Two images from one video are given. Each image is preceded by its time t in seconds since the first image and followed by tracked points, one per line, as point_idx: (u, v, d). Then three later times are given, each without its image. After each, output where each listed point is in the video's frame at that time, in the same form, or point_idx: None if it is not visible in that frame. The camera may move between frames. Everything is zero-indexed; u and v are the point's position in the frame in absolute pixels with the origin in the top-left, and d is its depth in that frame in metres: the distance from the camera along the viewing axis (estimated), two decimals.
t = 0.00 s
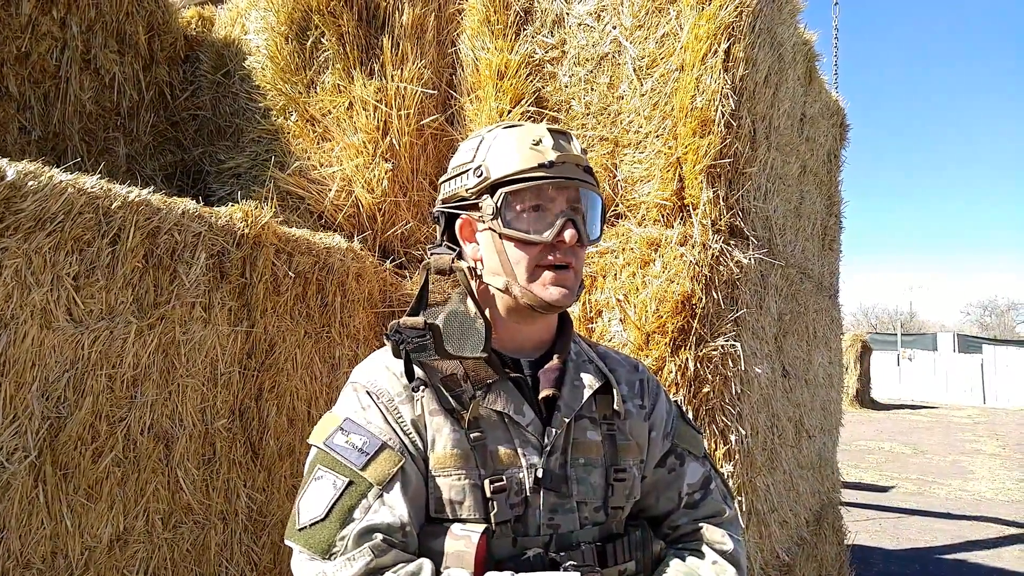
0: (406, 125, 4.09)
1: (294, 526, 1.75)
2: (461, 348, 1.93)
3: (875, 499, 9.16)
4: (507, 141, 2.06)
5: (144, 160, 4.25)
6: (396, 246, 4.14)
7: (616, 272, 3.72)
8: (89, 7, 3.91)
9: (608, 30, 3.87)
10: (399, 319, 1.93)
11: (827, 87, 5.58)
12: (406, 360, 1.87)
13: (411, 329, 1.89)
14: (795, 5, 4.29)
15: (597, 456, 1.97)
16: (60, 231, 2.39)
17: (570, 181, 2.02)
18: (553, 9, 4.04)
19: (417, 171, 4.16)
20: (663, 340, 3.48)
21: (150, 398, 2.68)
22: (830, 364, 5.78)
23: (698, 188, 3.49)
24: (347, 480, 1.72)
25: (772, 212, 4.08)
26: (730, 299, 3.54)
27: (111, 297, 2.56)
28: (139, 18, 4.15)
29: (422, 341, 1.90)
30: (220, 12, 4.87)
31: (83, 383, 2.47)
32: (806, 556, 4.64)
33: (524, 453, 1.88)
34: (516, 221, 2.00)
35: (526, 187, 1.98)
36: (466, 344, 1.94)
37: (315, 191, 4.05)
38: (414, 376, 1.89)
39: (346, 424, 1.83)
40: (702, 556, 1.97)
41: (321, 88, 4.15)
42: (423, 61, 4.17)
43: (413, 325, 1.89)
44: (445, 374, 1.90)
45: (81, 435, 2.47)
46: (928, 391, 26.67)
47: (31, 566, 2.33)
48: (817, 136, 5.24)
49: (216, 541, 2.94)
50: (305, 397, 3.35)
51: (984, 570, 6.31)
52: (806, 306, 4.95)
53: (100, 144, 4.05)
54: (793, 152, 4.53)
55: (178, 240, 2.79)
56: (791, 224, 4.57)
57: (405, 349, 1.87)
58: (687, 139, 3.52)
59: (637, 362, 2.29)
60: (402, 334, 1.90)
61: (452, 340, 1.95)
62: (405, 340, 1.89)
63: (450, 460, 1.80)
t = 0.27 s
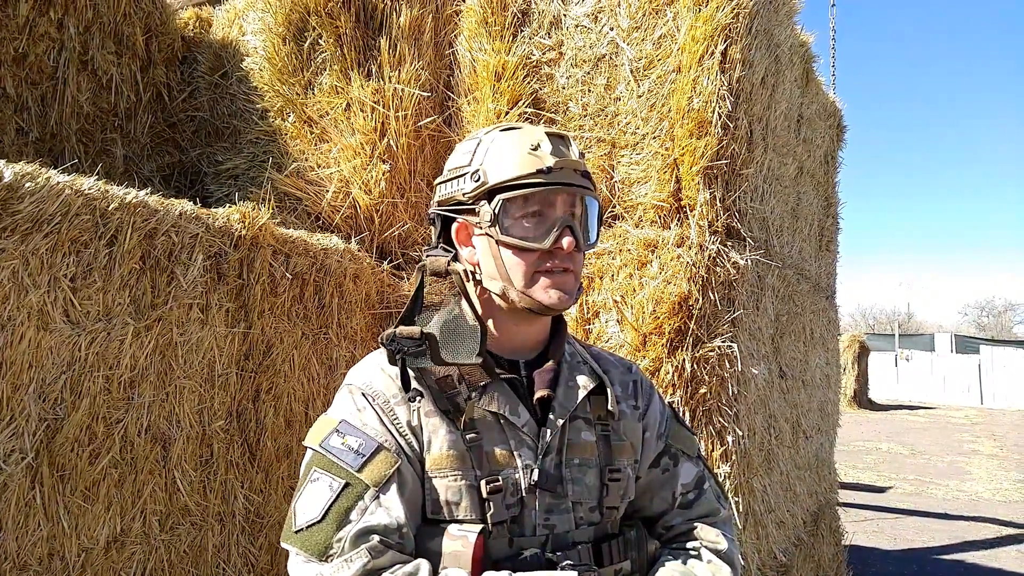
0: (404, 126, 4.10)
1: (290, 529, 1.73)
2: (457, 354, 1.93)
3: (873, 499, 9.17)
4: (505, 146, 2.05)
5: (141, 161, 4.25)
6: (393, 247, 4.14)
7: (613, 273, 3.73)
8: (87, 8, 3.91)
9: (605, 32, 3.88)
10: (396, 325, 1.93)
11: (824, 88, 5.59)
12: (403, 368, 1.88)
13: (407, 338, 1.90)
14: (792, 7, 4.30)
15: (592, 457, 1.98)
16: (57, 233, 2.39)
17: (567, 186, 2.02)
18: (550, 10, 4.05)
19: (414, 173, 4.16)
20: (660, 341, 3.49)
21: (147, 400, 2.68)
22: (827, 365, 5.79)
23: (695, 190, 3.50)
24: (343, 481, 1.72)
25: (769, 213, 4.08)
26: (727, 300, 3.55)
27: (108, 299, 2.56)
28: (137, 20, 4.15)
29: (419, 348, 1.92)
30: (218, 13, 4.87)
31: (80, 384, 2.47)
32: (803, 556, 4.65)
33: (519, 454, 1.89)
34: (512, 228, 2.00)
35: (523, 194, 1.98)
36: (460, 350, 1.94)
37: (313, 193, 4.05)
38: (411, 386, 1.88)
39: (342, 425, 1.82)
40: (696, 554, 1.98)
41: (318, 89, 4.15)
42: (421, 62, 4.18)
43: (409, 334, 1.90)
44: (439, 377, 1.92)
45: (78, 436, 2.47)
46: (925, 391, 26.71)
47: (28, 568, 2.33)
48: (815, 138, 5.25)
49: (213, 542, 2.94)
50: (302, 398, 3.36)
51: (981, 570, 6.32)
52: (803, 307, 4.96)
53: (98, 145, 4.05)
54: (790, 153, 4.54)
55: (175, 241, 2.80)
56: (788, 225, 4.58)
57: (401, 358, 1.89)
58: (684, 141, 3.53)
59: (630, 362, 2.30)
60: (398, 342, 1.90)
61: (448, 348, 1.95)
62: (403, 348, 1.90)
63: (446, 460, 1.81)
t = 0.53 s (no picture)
0: (401, 126, 4.09)
1: (289, 536, 1.72)
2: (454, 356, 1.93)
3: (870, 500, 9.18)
4: (464, 148, 2.08)
5: (139, 161, 4.24)
6: (391, 247, 4.14)
7: (610, 273, 3.73)
8: (84, 8, 3.90)
9: (603, 32, 3.88)
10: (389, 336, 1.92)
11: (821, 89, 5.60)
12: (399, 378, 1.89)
13: (401, 348, 1.89)
14: (789, 8, 4.30)
15: (589, 450, 1.97)
16: (53, 233, 2.38)
17: (532, 178, 2.04)
18: (547, 10, 4.05)
19: (412, 173, 4.16)
20: (658, 341, 3.49)
21: (143, 400, 2.68)
22: (825, 365, 5.79)
23: (692, 190, 3.50)
24: (340, 486, 1.70)
25: (766, 213, 4.09)
26: (725, 300, 3.55)
27: (104, 298, 2.55)
28: (133, 20, 4.14)
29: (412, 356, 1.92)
30: (215, 13, 4.87)
31: (77, 384, 2.47)
32: (801, 556, 4.65)
33: (517, 449, 1.89)
34: (487, 228, 2.01)
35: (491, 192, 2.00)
36: (456, 351, 1.94)
37: (310, 193, 4.05)
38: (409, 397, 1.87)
39: (338, 429, 1.80)
40: (696, 543, 1.97)
41: (315, 89, 4.15)
42: (418, 63, 4.18)
43: (403, 344, 1.89)
44: (435, 376, 1.91)
45: (74, 436, 2.46)
46: (923, 392, 26.74)
47: (24, 568, 2.33)
48: (812, 138, 5.25)
49: (210, 542, 2.93)
50: (300, 398, 3.35)
51: (978, 570, 6.33)
52: (801, 307, 4.96)
53: (95, 145, 4.04)
54: (788, 154, 4.55)
55: (171, 240, 2.79)
56: (786, 225, 4.58)
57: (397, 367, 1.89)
58: (681, 141, 3.53)
59: (624, 355, 2.30)
60: (393, 353, 1.90)
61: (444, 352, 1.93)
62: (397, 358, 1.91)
63: (445, 459, 1.80)
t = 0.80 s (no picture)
0: (400, 127, 4.10)
1: (278, 538, 1.72)
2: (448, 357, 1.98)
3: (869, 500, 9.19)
4: (469, 152, 2.07)
5: (137, 162, 4.24)
6: (389, 248, 4.14)
7: (608, 274, 3.73)
8: (82, 9, 3.90)
9: (601, 33, 3.88)
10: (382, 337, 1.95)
11: (820, 90, 5.61)
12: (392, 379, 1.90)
13: (395, 349, 1.92)
14: (788, 9, 4.31)
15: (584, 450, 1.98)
16: (51, 233, 2.38)
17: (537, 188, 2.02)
18: (546, 11, 4.05)
19: (410, 173, 4.16)
20: (656, 342, 3.49)
21: (141, 400, 2.68)
22: (823, 366, 5.80)
23: (690, 191, 3.51)
24: (328, 486, 1.69)
25: (765, 214, 4.09)
26: (722, 300, 3.56)
27: (102, 299, 2.55)
28: (132, 20, 4.14)
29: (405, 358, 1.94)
30: (214, 14, 4.87)
31: (74, 385, 2.47)
32: (799, 557, 4.65)
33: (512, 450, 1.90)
34: (486, 234, 2.00)
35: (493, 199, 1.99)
36: (449, 352, 1.99)
37: (309, 194, 4.05)
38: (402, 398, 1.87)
39: (328, 431, 1.80)
40: (692, 544, 1.98)
41: (314, 90, 4.15)
42: (417, 64, 4.18)
43: (397, 345, 1.92)
44: (427, 377, 1.94)
45: (72, 437, 2.46)
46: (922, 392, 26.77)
47: (21, 569, 2.33)
48: (811, 139, 5.26)
49: (207, 543, 2.93)
50: (297, 399, 3.35)
51: (976, 571, 6.34)
52: (799, 308, 4.97)
53: (93, 145, 4.04)
54: (786, 155, 4.55)
55: (170, 241, 2.79)
56: (784, 226, 4.59)
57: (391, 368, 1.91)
58: (679, 142, 3.54)
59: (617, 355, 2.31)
60: (386, 353, 1.92)
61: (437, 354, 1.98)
62: (391, 359, 1.92)
63: (439, 460, 1.80)
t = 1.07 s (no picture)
0: (398, 128, 4.10)
1: (277, 544, 1.72)
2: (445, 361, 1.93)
3: (868, 501, 9.19)
4: (474, 153, 2.06)
5: (135, 163, 4.24)
6: (388, 249, 4.14)
7: (607, 275, 3.73)
8: (80, 10, 3.90)
9: (599, 35, 3.89)
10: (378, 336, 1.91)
11: (818, 91, 5.61)
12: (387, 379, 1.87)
13: (391, 349, 1.88)
14: (786, 10, 4.32)
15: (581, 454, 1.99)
16: (49, 235, 2.38)
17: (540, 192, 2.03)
18: (544, 13, 4.05)
19: (408, 175, 4.16)
20: (654, 343, 3.49)
21: (139, 402, 2.68)
22: (822, 366, 5.80)
23: (688, 193, 3.51)
24: (326, 493, 1.69)
25: (763, 215, 4.09)
26: (721, 302, 3.56)
27: (100, 301, 2.55)
28: (130, 21, 4.14)
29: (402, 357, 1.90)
30: (213, 15, 4.87)
31: (73, 387, 2.47)
32: (798, 558, 4.66)
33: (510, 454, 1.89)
34: (486, 236, 1.99)
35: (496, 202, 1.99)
36: (447, 354, 1.94)
37: (307, 195, 4.05)
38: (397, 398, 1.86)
39: (325, 436, 1.80)
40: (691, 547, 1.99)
41: (312, 92, 4.15)
42: (415, 65, 4.18)
43: (393, 344, 1.88)
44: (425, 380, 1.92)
45: (70, 439, 2.46)
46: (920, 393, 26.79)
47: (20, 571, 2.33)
48: (809, 140, 5.27)
49: (206, 545, 2.93)
50: (295, 401, 3.35)
51: (975, 571, 6.34)
52: (797, 309, 4.97)
53: (91, 147, 4.04)
54: (784, 156, 4.56)
55: (168, 243, 2.79)
56: (782, 227, 4.60)
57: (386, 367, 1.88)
58: (677, 143, 3.54)
59: (616, 358, 2.31)
60: (381, 352, 1.89)
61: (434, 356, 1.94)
62: (387, 358, 1.89)
63: (436, 464, 1.80)
